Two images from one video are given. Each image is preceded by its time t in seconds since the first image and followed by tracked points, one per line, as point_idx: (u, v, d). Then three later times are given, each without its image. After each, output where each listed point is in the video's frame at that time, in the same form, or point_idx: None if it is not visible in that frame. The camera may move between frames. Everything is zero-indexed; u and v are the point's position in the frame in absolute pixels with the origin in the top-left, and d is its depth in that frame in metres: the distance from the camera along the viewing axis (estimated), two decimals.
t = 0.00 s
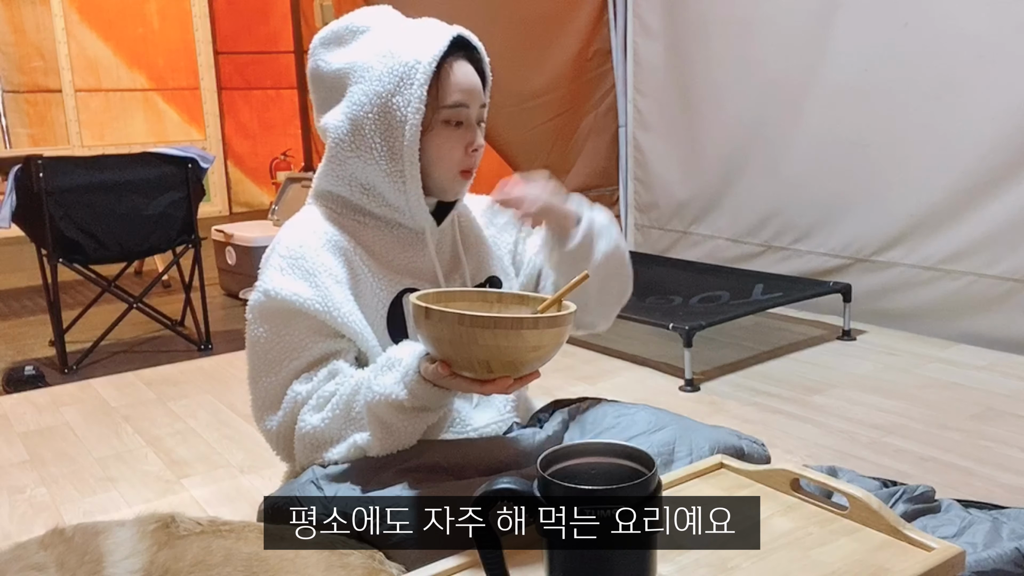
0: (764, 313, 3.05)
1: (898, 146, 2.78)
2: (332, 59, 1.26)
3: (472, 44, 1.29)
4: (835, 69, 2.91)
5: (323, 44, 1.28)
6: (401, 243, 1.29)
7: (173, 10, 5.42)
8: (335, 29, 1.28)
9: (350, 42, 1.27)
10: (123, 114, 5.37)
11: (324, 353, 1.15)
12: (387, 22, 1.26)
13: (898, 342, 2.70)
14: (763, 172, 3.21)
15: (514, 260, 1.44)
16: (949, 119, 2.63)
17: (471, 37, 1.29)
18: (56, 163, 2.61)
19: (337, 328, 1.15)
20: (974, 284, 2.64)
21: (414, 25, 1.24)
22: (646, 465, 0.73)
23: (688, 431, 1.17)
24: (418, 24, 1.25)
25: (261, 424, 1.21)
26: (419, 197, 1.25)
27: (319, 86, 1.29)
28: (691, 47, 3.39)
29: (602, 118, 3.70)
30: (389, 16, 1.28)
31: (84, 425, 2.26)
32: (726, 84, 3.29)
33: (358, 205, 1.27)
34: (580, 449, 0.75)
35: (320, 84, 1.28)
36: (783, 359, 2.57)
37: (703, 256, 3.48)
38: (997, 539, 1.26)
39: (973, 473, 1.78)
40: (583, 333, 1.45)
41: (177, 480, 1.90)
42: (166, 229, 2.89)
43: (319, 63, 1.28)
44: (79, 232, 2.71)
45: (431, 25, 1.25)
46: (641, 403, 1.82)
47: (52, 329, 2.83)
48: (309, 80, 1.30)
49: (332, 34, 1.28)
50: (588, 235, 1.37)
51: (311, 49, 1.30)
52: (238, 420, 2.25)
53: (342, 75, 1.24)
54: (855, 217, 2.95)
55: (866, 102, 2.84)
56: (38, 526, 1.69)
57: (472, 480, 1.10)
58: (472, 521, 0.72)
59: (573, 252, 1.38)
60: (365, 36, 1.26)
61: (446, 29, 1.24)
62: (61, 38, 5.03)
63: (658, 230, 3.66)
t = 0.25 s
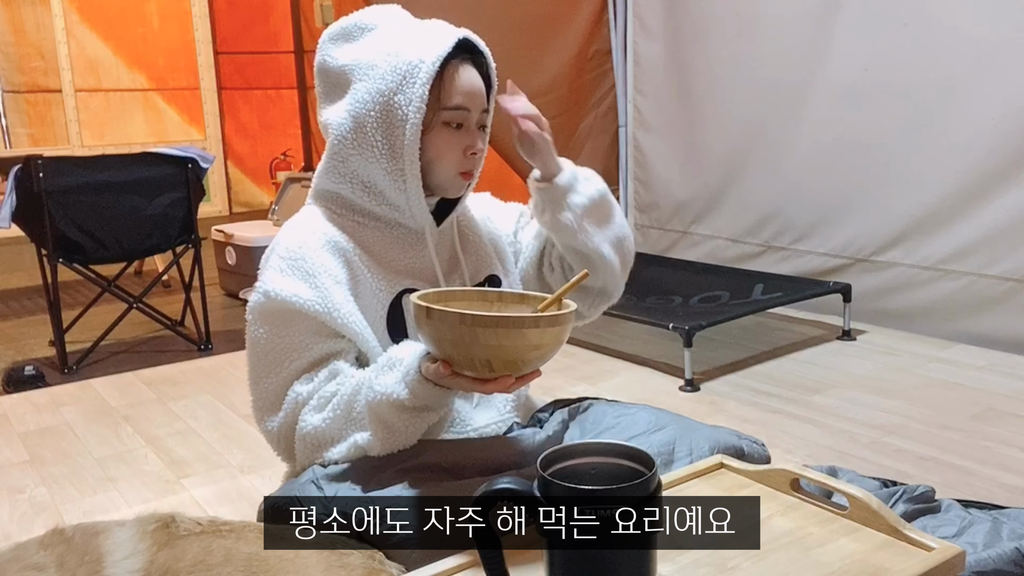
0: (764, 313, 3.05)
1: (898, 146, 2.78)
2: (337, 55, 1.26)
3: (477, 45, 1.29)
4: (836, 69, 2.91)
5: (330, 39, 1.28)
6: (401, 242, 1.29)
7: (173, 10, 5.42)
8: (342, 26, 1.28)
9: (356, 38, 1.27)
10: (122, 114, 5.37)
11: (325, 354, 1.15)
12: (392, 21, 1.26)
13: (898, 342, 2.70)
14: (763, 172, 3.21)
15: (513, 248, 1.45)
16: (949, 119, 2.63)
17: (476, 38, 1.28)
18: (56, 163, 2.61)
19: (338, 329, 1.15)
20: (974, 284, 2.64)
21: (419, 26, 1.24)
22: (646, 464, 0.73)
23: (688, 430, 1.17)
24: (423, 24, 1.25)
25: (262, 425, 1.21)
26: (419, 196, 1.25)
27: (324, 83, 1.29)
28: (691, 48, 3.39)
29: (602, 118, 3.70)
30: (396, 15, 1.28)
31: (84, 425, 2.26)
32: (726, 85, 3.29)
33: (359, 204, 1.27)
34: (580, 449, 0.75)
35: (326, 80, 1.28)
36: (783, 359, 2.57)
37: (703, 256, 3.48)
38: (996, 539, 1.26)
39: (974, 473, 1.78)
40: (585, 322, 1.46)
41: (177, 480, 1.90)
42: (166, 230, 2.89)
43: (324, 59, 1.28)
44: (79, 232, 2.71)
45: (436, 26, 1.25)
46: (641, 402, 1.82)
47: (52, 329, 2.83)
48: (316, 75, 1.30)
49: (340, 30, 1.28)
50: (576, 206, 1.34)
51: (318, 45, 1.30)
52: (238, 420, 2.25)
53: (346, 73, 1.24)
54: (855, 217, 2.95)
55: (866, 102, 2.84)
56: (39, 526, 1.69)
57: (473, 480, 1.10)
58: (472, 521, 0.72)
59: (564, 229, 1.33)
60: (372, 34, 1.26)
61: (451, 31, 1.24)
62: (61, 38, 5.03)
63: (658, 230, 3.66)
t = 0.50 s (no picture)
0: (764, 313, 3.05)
1: (898, 146, 2.78)
2: (336, 55, 1.26)
3: (475, 45, 1.29)
4: (835, 69, 2.91)
5: (329, 39, 1.28)
6: (399, 243, 1.29)
7: (173, 10, 5.42)
8: (341, 26, 1.28)
9: (355, 38, 1.27)
10: (122, 114, 5.37)
11: (324, 355, 1.15)
12: (389, 21, 1.26)
13: (898, 342, 2.70)
14: (764, 172, 3.21)
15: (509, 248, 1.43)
16: (950, 119, 2.63)
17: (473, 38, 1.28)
18: (56, 163, 2.61)
19: (335, 329, 1.15)
20: (974, 284, 2.64)
21: (416, 26, 1.24)
22: (646, 464, 0.73)
23: (687, 430, 1.17)
24: (420, 24, 1.25)
25: (262, 427, 1.21)
26: (417, 197, 1.25)
27: (322, 83, 1.29)
28: (691, 47, 3.39)
29: (602, 118, 3.70)
30: (394, 15, 1.28)
31: (84, 425, 2.26)
32: (725, 85, 3.29)
33: (357, 205, 1.27)
34: (580, 449, 0.75)
35: (324, 80, 1.28)
36: (783, 359, 2.57)
37: (703, 256, 3.48)
38: (996, 539, 1.26)
39: (974, 473, 1.78)
40: (582, 325, 1.46)
41: (177, 480, 1.90)
42: (166, 230, 2.89)
43: (323, 59, 1.28)
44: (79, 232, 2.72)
45: (433, 26, 1.25)
46: (640, 403, 1.82)
47: (52, 329, 2.83)
48: (315, 74, 1.30)
49: (338, 30, 1.28)
50: (562, 206, 1.36)
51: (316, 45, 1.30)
52: (238, 420, 2.25)
53: (344, 73, 1.24)
54: (855, 217, 2.95)
55: (866, 102, 2.84)
56: (39, 526, 1.69)
57: (473, 480, 1.10)
58: (471, 521, 0.72)
59: (549, 228, 1.35)
60: (370, 34, 1.26)
61: (447, 31, 1.23)
62: (61, 38, 5.03)
63: (658, 230, 3.66)
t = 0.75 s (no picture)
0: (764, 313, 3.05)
1: (898, 145, 2.78)
2: (332, 56, 1.26)
3: (471, 44, 1.29)
4: (835, 69, 2.91)
5: (324, 40, 1.28)
6: (398, 245, 1.29)
7: (173, 10, 5.42)
8: (336, 26, 1.28)
9: (351, 38, 1.27)
10: (123, 114, 5.37)
11: (322, 357, 1.15)
12: (385, 21, 1.26)
13: (898, 342, 2.70)
14: (763, 172, 3.21)
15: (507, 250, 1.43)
16: (949, 119, 2.63)
17: (468, 37, 1.28)
18: (56, 163, 2.61)
19: (333, 332, 1.15)
20: (974, 284, 2.64)
21: (411, 26, 1.24)
22: (646, 465, 0.73)
23: (688, 431, 1.17)
24: (416, 24, 1.25)
25: (262, 429, 1.21)
26: (415, 199, 1.25)
27: (319, 84, 1.29)
28: (691, 48, 3.39)
29: (602, 118, 3.72)
30: (390, 15, 1.27)
31: (85, 425, 2.26)
32: (725, 85, 3.29)
33: (355, 208, 1.27)
34: (579, 449, 0.74)
35: (320, 81, 1.28)
36: (783, 359, 2.57)
37: (703, 256, 3.48)
38: (996, 539, 1.26)
39: (974, 473, 1.78)
40: (579, 330, 1.45)
41: (177, 480, 1.90)
42: (166, 230, 2.89)
43: (319, 60, 1.28)
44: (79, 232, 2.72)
45: (428, 26, 1.25)
46: (640, 403, 1.82)
47: (52, 329, 2.83)
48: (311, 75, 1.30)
49: (334, 30, 1.28)
50: (558, 211, 1.35)
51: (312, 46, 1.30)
52: (238, 420, 2.25)
53: (339, 74, 1.24)
54: (854, 217, 2.95)
55: (866, 102, 2.84)
56: (39, 526, 1.69)
57: (472, 480, 1.10)
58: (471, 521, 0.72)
59: (544, 233, 1.35)
60: (366, 34, 1.26)
61: (442, 31, 1.23)
62: (61, 38, 5.03)
63: (658, 230, 3.66)
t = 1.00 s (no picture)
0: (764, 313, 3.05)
1: (898, 146, 2.78)
2: (329, 56, 1.26)
3: (467, 44, 1.29)
4: (835, 69, 2.91)
5: (322, 41, 1.28)
6: (398, 246, 1.29)
7: (173, 10, 5.43)
8: (333, 27, 1.28)
9: (348, 39, 1.27)
10: (123, 114, 5.37)
11: (322, 359, 1.15)
12: (382, 20, 1.26)
13: (898, 342, 2.70)
14: (763, 172, 3.21)
15: (505, 249, 1.43)
16: (949, 119, 2.63)
17: (465, 37, 1.28)
18: (55, 163, 2.61)
19: (332, 333, 1.15)
20: (974, 284, 2.64)
21: (408, 25, 1.24)
22: (646, 465, 0.72)
23: (688, 431, 1.17)
24: (412, 23, 1.25)
25: (262, 431, 1.21)
26: (414, 200, 1.25)
27: (317, 84, 1.29)
28: (691, 48, 3.39)
29: (601, 118, 3.72)
30: (387, 15, 1.27)
31: (85, 425, 2.26)
32: (725, 85, 3.29)
33: (354, 208, 1.27)
34: (579, 449, 0.74)
35: (318, 82, 1.28)
36: (783, 359, 2.57)
37: (703, 257, 3.48)
38: (996, 539, 1.26)
39: (974, 473, 1.78)
40: (578, 330, 1.45)
41: (177, 480, 1.90)
42: (166, 230, 2.89)
43: (316, 61, 1.28)
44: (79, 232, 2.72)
45: (425, 25, 1.24)
46: (640, 402, 1.82)
47: (52, 329, 2.83)
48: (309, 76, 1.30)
49: (330, 31, 1.28)
50: (558, 211, 1.35)
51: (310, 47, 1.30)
52: (238, 420, 2.25)
53: (337, 74, 1.24)
54: (854, 217, 2.95)
55: (866, 103, 2.84)
56: (38, 526, 1.69)
57: (473, 480, 1.10)
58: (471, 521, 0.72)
59: (544, 233, 1.35)
60: (363, 34, 1.26)
61: (439, 30, 1.23)
62: (61, 38, 5.04)
63: (658, 230, 3.66)
